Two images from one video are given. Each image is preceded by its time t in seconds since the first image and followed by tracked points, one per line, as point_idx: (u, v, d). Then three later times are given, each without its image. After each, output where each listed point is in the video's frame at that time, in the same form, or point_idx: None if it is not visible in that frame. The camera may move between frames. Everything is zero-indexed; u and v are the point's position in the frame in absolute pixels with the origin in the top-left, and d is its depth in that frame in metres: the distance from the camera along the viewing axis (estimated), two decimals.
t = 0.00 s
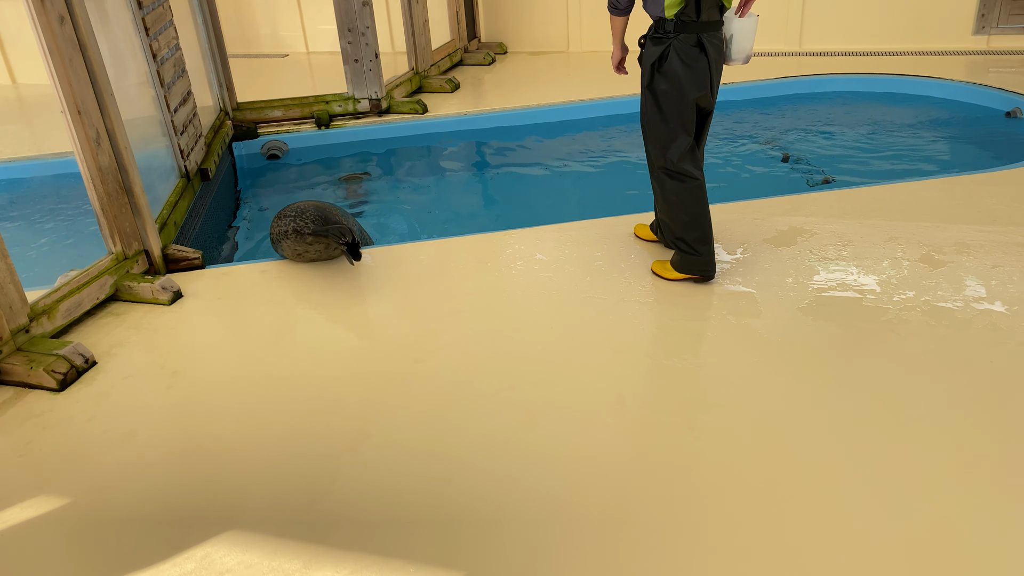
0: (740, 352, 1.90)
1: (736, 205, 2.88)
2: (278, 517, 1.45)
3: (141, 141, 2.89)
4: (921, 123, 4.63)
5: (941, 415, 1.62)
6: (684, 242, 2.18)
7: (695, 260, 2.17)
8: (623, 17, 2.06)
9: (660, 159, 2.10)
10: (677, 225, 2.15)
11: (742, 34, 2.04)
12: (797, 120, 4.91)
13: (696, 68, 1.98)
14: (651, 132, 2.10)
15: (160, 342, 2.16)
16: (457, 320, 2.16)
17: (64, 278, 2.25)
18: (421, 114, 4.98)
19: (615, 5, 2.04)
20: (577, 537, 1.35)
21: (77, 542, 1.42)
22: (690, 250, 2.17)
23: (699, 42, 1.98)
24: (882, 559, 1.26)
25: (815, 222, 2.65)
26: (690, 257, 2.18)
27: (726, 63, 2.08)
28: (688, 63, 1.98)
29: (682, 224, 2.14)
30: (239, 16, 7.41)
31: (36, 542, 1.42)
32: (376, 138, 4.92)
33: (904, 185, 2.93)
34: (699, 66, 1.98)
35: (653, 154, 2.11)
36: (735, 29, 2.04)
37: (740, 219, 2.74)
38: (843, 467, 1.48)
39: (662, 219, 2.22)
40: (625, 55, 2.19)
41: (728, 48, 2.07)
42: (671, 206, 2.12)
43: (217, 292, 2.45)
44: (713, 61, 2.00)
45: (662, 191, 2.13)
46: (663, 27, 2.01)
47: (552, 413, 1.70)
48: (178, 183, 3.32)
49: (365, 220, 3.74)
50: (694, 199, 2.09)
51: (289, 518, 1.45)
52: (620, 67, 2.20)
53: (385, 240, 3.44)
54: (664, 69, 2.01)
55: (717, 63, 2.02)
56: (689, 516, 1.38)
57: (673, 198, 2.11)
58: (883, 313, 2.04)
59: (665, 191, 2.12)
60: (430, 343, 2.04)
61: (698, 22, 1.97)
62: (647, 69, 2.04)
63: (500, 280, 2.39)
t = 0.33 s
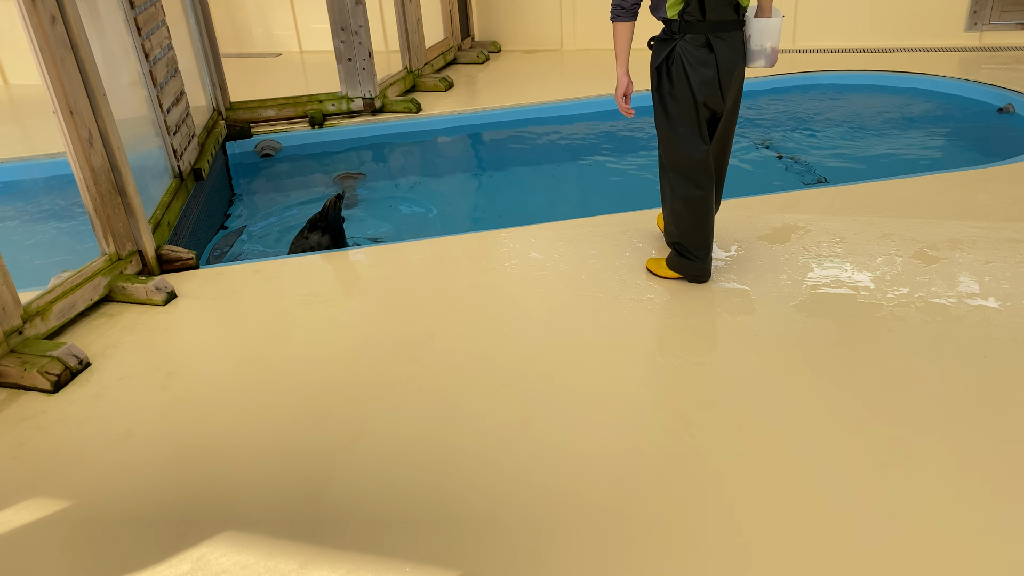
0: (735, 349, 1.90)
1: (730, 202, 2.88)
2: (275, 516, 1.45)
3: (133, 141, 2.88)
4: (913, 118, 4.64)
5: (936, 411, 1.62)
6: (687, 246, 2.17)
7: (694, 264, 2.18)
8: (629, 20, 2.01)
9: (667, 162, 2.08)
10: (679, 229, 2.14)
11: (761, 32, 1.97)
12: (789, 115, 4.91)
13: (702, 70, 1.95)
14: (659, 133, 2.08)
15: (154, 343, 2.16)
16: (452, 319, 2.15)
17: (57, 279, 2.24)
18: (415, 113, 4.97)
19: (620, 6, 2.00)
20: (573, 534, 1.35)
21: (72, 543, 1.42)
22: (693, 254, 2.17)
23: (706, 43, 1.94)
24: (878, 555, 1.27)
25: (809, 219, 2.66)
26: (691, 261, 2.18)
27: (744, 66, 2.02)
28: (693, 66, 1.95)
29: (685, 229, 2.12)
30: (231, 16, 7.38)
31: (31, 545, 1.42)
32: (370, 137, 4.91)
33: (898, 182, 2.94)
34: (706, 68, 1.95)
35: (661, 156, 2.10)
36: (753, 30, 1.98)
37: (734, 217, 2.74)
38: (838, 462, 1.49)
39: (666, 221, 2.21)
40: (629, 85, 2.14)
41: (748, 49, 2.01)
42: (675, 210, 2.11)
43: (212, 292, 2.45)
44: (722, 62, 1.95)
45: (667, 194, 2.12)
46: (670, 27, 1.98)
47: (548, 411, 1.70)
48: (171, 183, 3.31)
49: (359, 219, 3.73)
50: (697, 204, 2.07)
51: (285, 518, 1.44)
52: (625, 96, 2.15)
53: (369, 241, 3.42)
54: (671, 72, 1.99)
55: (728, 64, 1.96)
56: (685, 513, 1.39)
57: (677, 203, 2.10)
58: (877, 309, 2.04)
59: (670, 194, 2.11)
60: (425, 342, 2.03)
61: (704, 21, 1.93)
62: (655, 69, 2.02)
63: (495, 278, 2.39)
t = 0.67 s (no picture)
0: (729, 347, 1.91)
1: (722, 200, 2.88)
2: (268, 517, 1.45)
3: (124, 141, 2.87)
4: (905, 116, 4.65)
5: (928, 408, 1.63)
6: (680, 245, 2.17)
7: (686, 263, 2.19)
8: (643, 24, 2.02)
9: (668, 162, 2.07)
10: (675, 228, 2.14)
11: (778, 27, 1.98)
12: (781, 113, 4.92)
13: (711, 70, 1.93)
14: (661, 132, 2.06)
15: (147, 344, 2.15)
16: (445, 318, 2.15)
17: (48, 280, 2.23)
18: (407, 112, 4.96)
19: (632, 12, 2.00)
20: (567, 532, 1.36)
21: (65, 546, 1.41)
22: (685, 254, 2.18)
23: (717, 43, 1.93)
24: (871, 551, 1.27)
25: (802, 217, 2.67)
26: (684, 260, 2.19)
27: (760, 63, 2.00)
28: (702, 65, 1.93)
29: (682, 229, 2.12)
30: (222, 14, 7.35)
31: (24, 549, 1.42)
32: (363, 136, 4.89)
33: (889, 179, 2.95)
34: (714, 65, 1.93)
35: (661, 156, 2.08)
36: (769, 26, 1.99)
37: (726, 215, 2.75)
38: (831, 458, 1.50)
39: (660, 219, 2.21)
40: (637, 83, 2.15)
41: (765, 45, 2.01)
42: (673, 209, 2.11)
43: (204, 293, 2.44)
44: (732, 63, 1.94)
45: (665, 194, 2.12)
46: (680, 25, 1.96)
47: (542, 411, 1.70)
48: (163, 184, 3.31)
49: (354, 219, 3.72)
50: (696, 205, 2.07)
51: (278, 518, 1.44)
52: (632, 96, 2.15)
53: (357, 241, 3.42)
54: (678, 70, 1.97)
55: (739, 62, 1.94)
56: (678, 511, 1.39)
57: (675, 203, 2.09)
58: (869, 307, 2.05)
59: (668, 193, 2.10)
60: (419, 342, 2.03)
61: (716, 19, 1.92)
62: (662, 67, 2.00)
63: (489, 277, 2.39)
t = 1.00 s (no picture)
0: (719, 347, 1.91)
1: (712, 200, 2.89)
2: (257, 520, 1.44)
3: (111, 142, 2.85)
4: (892, 117, 4.68)
5: (917, 406, 1.64)
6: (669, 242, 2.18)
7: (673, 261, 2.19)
8: (661, 19, 2.02)
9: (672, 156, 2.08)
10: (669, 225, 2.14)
11: (801, 39, 1.88)
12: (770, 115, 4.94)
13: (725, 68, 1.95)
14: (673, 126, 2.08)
15: (135, 346, 2.14)
16: (436, 319, 2.15)
17: (35, 282, 2.22)
18: (396, 113, 4.94)
19: (654, 8, 2.01)
20: (558, 533, 1.36)
21: (52, 550, 1.40)
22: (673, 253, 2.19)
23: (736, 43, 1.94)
24: (861, 550, 1.28)
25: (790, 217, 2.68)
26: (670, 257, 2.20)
27: (784, 68, 1.96)
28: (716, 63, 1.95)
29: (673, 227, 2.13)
30: (210, 15, 7.33)
31: (11, 553, 1.40)
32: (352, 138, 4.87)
33: (877, 179, 2.96)
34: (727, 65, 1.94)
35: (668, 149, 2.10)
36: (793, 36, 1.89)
37: (715, 215, 2.76)
38: (821, 458, 1.50)
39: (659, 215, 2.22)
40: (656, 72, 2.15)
41: (787, 54, 1.93)
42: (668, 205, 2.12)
43: (193, 294, 2.43)
44: (749, 65, 1.94)
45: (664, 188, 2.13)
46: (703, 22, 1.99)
47: (533, 412, 1.70)
48: (151, 184, 3.29)
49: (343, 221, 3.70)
50: (688, 203, 2.07)
51: (269, 521, 1.44)
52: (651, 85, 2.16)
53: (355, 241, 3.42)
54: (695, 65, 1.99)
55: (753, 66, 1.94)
56: (669, 511, 1.39)
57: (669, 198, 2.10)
58: (858, 306, 2.06)
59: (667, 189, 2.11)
60: (409, 343, 2.02)
61: (736, 20, 1.93)
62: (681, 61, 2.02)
63: (479, 277, 2.39)
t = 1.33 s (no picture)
0: (702, 347, 1.92)
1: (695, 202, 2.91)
2: (241, 524, 1.43)
3: (92, 144, 2.82)
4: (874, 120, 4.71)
5: (898, 405, 1.65)
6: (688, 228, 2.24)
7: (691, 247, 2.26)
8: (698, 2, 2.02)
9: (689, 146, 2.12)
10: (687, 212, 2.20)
11: (819, 39, 1.90)
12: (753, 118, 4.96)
13: (742, 63, 1.96)
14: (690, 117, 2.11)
15: (116, 349, 2.12)
16: (420, 321, 2.15)
17: (14, 286, 2.20)
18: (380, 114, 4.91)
19: None
20: (544, 535, 1.36)
21: (32, 556, 1.39)
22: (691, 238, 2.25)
23: (754, 38, 1.95)
24: (844, 549, 1.29)
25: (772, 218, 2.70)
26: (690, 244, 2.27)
27: (797, 67, 1.98)
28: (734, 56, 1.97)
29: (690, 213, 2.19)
30: (191, 15, 7.27)
31: None
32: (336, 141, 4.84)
33: (858, 180, 2.99)
34: (742, 59, 1.96)
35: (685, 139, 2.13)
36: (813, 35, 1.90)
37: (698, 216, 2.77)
38: (803, 457, 1.51)
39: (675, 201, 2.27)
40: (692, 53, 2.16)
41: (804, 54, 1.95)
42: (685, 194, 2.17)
43: (175, 297, 2.41)
44: (765, 61, 1.96)
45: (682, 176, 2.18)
46: (723, 14, 1.99)
47: (518, 414, 1.70)
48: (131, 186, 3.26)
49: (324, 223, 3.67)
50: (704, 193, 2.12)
51: (253, 525, 1.43)
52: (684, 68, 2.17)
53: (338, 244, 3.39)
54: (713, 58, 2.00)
55: (769, 62, 1.95)
56: (654, 512, 1.40)
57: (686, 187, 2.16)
58: (840, 306, 2.08)
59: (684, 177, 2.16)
60: (393, 346, 2.02)
61: (756, 14, 1.94)
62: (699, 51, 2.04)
63: (464, 279, 2.39)
